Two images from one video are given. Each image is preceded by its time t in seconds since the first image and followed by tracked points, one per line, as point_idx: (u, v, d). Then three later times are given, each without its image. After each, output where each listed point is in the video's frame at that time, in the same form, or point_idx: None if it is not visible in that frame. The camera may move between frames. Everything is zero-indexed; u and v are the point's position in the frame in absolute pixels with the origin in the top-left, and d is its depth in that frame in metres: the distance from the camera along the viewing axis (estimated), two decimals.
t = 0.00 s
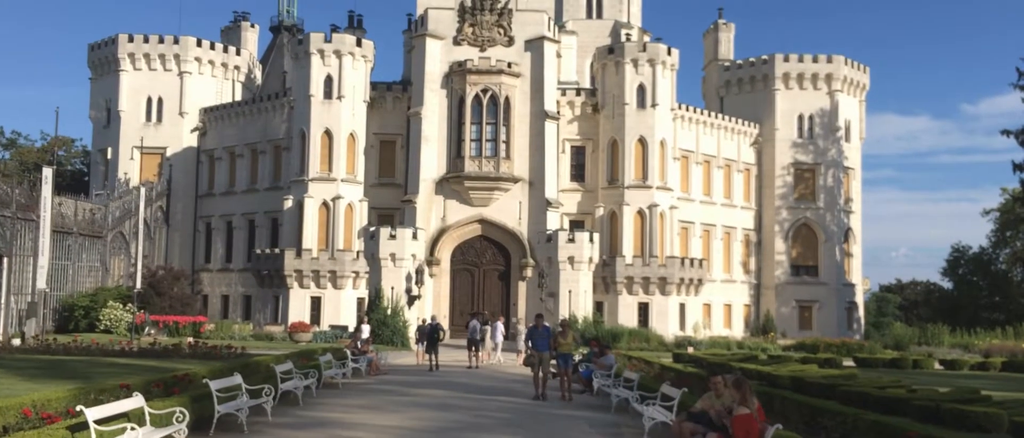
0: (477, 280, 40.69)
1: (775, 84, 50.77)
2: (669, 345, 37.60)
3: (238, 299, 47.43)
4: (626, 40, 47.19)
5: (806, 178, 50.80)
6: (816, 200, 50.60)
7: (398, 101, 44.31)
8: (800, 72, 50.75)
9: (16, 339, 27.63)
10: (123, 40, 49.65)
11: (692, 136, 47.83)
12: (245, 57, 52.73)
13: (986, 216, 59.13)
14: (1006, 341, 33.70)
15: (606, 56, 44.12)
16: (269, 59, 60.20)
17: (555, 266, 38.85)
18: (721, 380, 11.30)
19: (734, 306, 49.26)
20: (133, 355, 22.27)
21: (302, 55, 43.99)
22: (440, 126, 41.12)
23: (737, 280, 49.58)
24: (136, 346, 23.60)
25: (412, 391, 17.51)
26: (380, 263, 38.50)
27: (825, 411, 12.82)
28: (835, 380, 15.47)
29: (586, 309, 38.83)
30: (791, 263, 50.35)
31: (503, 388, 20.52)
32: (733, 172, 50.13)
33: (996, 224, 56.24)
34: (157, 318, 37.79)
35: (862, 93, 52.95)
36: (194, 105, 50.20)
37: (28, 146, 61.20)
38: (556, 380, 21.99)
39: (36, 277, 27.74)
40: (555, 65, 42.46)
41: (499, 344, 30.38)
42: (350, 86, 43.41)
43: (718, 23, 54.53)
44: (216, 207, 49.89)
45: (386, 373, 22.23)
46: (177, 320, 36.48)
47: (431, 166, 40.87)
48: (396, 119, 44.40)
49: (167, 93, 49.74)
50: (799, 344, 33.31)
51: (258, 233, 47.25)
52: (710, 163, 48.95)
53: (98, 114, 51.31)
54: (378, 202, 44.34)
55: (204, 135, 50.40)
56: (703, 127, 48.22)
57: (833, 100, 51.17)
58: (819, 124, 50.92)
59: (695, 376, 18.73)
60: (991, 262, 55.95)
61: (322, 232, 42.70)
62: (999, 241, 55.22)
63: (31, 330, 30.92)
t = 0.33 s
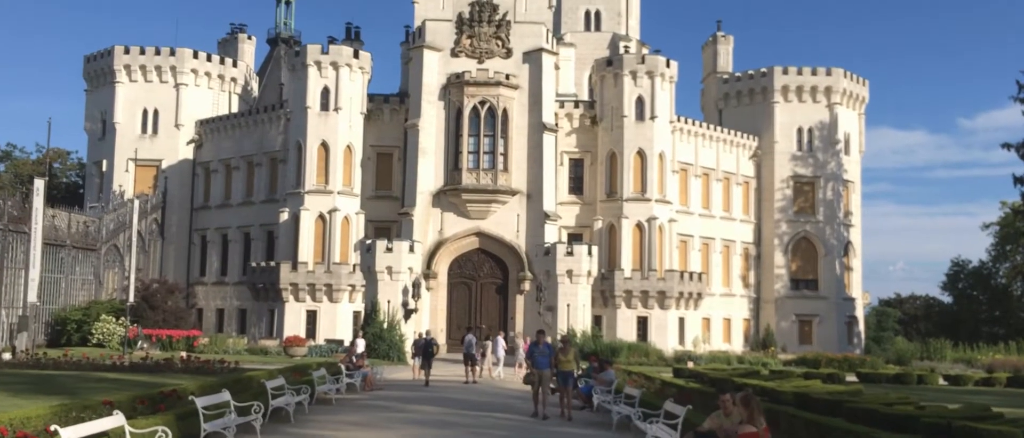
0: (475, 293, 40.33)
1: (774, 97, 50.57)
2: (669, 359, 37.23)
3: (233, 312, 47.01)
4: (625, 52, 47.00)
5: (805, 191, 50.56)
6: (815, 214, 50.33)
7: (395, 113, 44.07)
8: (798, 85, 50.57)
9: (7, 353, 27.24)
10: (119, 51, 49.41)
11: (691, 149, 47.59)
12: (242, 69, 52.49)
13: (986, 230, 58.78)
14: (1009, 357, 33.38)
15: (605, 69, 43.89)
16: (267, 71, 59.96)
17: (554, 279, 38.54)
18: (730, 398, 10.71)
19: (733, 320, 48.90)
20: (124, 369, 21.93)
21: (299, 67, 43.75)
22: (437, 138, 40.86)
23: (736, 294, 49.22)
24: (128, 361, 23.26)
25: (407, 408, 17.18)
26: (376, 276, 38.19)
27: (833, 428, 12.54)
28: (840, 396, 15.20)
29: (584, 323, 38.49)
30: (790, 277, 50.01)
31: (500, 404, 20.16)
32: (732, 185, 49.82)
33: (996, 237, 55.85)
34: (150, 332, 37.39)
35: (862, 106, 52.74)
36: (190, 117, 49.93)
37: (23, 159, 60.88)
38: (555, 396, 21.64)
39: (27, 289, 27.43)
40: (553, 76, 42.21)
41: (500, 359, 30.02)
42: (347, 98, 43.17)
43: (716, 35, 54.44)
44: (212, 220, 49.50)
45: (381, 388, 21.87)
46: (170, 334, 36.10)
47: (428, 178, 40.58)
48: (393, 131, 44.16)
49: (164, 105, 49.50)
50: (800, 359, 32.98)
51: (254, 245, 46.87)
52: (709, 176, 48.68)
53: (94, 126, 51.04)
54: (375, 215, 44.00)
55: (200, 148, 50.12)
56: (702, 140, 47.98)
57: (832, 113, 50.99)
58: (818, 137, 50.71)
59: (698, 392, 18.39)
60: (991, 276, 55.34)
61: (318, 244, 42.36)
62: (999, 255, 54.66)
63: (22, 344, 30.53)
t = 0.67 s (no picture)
0: (472, 308, 39.99)
1: (773, 111, 50.38)
2: (668, 375, 36.88)
3: (228, 327, 46.59)
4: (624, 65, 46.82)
5: (803, 205, 50.32)
6: (815, 228, 50.05)
7: (393, 126, 43.89)
8: (797, 99, 50.39)
9: None
10: (116, 64, 49.22)
11: (690, 163, 47.35)
12: (239, 83, 52.28)
13: (986, 245, 58.46)
14: (1012, 373, 33.06)
15: (603, 82, 43.70)
16: (264, 84, 59.74)
17: (552, 293, 38.22)
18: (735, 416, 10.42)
19: (733, 335, 48.55)
20: (114, 385, 21.59)
21: (296, 80, 43.55)
22: (435, 152, 40.60)
23: (735, 309, 48.87)
24: (119, 376, 22.90)
25: (401, 425, 16.85)
26: (372, 291, 37.76)
27: None
28: (845, 413, 14.92)
29: (583, 338, 38.13)
30: (790, 292, 49.68)
31: (498, 421, 19.82)
32: (730, 199, 49.54)
33: (996, 253, 55.48)
34: (143, 347, 37.02)
35: (860, 121, 52.56)
36: (187, 130, 49.68)
37: (19, 173, 60.59)
38: (553, 412, 21.29)
39: (18, 303, 27.09)
40: (552, 90, 42.01)
41: (500, 374, 29.67)
42: (345, 111, 42.94)
43: (715, 49, 54.34)
44: (208, 234, 49.14)
45: (376, 405, 21.51)
46: (163, 349, 35.74)
47: (425, 192, 40.30)
48: (391, 144, 43.95)
49: (160, 118, 49.27)
50: (801, 375, 32.63)
51: (250, 259, 46.49)
52: (707, 191, 48.40)
53: (90, 140, 50.79)
54: (372, 229, 43.71)
55: (196, 162, 49.85)
56: (700, 154, 47.75)
57: (831, 127, 50.81)
58: (817, 151, 50.52)
59: (700, 409, 18.07)
60: (990, 292, 54.97)
61: (314, 259, 41.98)
62: (999, 270, 54.29)
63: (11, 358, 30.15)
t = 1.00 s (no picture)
0: (470, 321, 39.72)
1: (773, 124, 50.25)
2: (668, 389, 36.60)
3: (224, 340, 46.24)
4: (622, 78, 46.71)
5: (803, 218, 50.10)
6: (814, 241, 49.83)
7: (391, 138, 43.78)
8: (796, 112, 50.27)
9: None
10: (113, 77, 49.06)
11: (689, 176, 47.15)
12: (236, 95, 52.12)
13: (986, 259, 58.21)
14: (1014, 387, 32.80)
15: (602, 95, 43.58)
16: (262, 97, 59.60)
17: (551, 307, 37.97)
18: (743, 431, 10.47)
19: (732, 349, 48.26)
20: (107, 400, 21.31)
21: (294, 92, 43.39)
22: (433, 165, 40.40)
23: (735, 323, 48.59)
24: (111, 390, 22.63)
25: None
26: (370, 304, 37.59)
27: None
28: (849, 429, 14.72)
29: (582, 351, 37.88)
30: (790, 306, 49.43)
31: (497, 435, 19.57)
32: (730, 212, 49.33)
33: (996, 266, 55.21)
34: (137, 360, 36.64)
35: (859, 134, 52.46)
36: (184, 142, 49.48)
37: (15, 185, 60.37)
38: (553, 426, 21.01)
39: (11, 316, 26.86)
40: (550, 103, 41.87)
41: (499, 387, 29.38)
42: (342, 124, 42.78)
43: (714, 62, 54.27)
44: (204, 246, 48.80)
45: (372, 420, 21.23)
46: (158, 362, 35.37)
47: (423, 205, 40.08)
48: (388, 157, 43.78)
49: (157, 130, 49.08)
50: (802, 389, 32.36)
51: (246, 272, 46.20)
52: (706, 204, 48.16)
53: (86, 152, 50.59)
54: (370, 241, 43.47)
55: (193, 174, 49.63)
56: (699, 167, 47.56)
57: (830, 140, 50.70)
58: (816, 164, 50.38)
59: (702, 424, 17.82)
60: (990, 306, 54.71)
61: (312, 272, 41.66)
62: (999, 284, 54.01)
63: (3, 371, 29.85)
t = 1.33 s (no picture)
0: (468, 337, 39.39)
1: (772, 139, 50.12)
2: (668, 406, 36.26)
3: (220, 356, 45.82)
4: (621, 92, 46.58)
5: (803, 233, 49.86)
6: (814, 256, 49.60)
7: (389, 153, 43.59)
8: (795, 127, 50.14)
9: None
10: (111, 91, 48.91)
11: (687, 191, 46.92)
12: (234, 109, 51.97)
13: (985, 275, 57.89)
14: (1018, 404, 32.48)
15: (600, 109, 43.47)
16: (260, 111, 59.46)
17: (549, 322, 37.68)
18: None
19: (732, 365, 47.91)
20: (98, 416, 20.99)
21: (291, 106, 43.22)
22: (431, 179, 40.18)
23: (734, 339, 48.25)
24: (103, 407, 22.35)
25: None
26: (366, 319, 37.35)
27: None
28: None
29: (580, 368, 37.52)
30: (790, 322, 49.14)
31: None
32: (729, 227, 49.10)
33: (995, 283, 54.90)
34: (132, 376, 36.30)
35: (858, 149, 52.38)
36: (181, 157, 49.28)
37: (12, 200, 60.17)
38: None
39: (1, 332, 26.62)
40: (549, 117, 41.70)
41: (500, 404, 29.12)
42: (340, 138, 42.61)
43: (712, 78, 54.05)
44: (200, 261, 48.45)
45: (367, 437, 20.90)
46: (153, 378, 35.03)
47: (421, 219, 39.82)
48: (386, 171, 43.59)
49: (154, 144, 48.91)
50: (803, 406, 32.05)
51: (243, 287, 45.85)
52: (705, 218, 47.91)
53: (83, 167, 50.38)
54: (367, 256, 43.20)
55: (190, 188, 49.41)
56: (698, 182, 47.36)
57: (829, 155, 50.56)
58: (815, 179, 50.21)
59: None
60: (990, 322, 54.35)
61: (308, 287, 41.35)
62: (999, 300, 53.71)
63: None
